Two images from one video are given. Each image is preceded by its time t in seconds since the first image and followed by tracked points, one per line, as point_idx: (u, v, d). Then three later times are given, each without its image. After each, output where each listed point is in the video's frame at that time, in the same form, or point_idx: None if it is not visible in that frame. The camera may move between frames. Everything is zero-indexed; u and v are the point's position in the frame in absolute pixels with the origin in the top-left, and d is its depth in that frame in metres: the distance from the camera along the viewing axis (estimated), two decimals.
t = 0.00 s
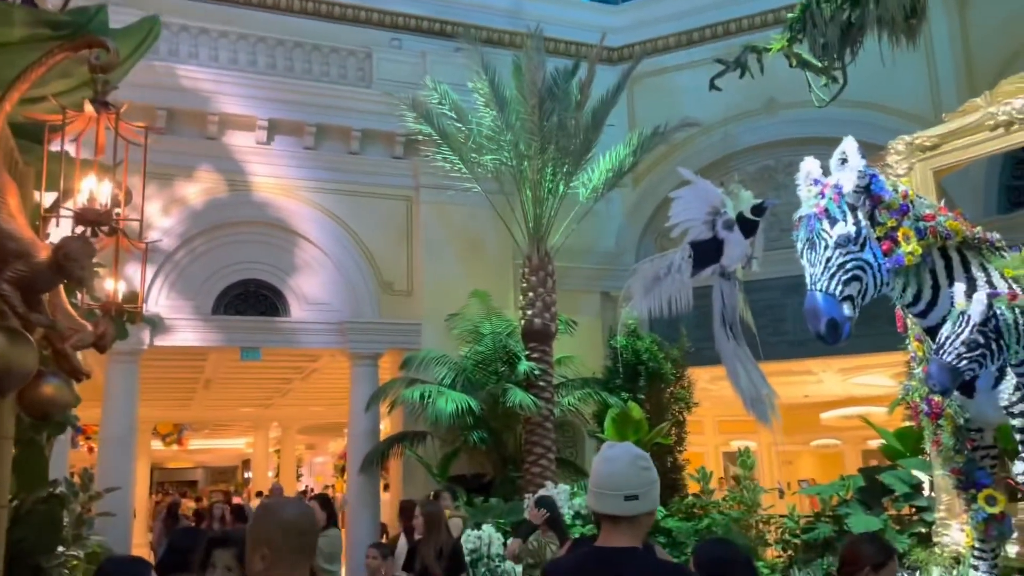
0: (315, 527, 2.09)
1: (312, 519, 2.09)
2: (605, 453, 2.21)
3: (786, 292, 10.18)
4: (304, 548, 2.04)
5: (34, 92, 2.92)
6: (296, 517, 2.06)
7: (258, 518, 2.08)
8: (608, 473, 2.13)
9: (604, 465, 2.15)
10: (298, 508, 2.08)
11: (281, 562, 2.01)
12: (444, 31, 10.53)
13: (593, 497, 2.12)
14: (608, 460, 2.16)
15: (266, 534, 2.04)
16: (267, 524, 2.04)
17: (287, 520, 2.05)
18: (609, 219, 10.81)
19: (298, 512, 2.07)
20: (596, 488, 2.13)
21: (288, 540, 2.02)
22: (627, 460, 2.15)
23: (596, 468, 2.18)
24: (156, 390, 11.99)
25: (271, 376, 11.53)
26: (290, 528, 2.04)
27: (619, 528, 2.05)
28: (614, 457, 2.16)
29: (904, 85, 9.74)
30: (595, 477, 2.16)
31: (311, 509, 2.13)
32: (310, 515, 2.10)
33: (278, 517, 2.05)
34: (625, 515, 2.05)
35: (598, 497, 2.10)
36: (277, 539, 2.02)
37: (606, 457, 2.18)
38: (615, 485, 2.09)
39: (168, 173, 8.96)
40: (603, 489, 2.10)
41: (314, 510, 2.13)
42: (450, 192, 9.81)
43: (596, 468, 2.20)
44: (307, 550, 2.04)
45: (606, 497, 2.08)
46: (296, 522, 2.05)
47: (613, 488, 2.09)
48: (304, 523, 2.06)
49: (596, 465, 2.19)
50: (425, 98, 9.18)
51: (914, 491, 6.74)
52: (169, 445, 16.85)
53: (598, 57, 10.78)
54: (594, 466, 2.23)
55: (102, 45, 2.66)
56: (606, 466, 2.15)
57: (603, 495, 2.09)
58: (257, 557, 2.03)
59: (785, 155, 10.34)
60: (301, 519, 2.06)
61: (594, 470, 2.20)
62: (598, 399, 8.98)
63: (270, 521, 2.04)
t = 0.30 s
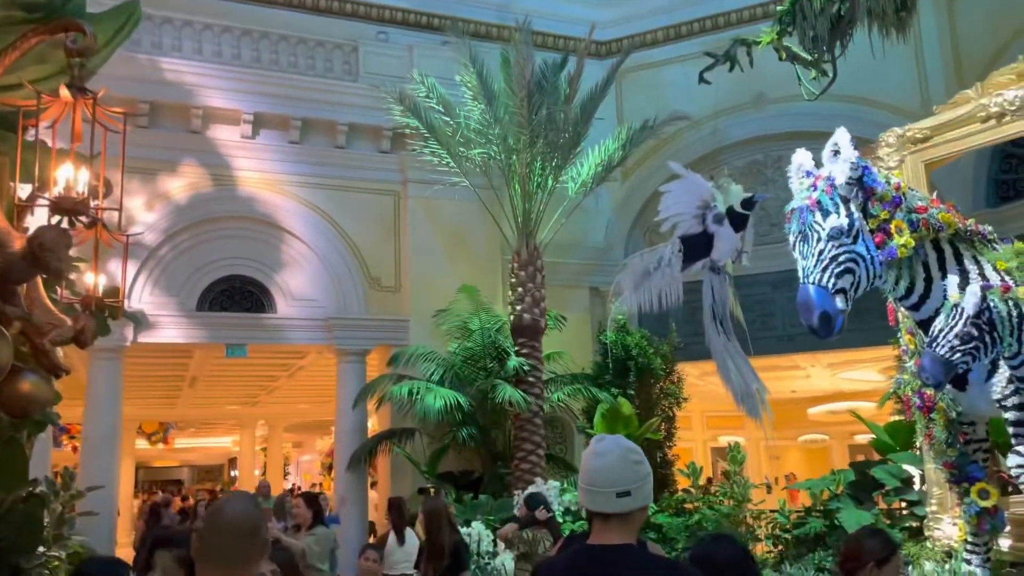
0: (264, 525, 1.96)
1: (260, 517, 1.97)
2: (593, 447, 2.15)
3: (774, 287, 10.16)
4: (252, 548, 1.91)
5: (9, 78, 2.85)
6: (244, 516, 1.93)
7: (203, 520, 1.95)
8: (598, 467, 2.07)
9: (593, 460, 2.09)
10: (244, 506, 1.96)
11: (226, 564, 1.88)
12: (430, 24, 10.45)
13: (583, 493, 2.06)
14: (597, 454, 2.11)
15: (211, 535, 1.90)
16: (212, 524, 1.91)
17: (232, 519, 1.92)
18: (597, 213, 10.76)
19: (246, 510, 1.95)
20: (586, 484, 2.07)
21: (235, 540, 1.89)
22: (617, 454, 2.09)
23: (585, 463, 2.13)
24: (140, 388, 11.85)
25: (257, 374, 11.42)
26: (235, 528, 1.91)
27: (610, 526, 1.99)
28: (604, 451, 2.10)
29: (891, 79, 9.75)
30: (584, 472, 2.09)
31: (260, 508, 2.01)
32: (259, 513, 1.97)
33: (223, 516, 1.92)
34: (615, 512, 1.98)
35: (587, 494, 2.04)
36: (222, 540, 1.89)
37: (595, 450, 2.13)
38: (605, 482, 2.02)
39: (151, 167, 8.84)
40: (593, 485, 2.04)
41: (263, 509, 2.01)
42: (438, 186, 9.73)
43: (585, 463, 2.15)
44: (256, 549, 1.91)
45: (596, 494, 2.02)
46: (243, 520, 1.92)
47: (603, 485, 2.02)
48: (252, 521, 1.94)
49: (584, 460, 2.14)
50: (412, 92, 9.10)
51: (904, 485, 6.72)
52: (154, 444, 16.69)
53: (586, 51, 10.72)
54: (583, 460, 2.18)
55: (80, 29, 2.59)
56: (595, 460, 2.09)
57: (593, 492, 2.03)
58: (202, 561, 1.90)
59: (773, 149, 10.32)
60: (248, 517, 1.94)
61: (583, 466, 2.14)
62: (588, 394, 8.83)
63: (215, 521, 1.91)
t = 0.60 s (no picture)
0: (219, 530, 1.98)
1: (215, 523, 1.98)
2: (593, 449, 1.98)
3: (770, 283, 10.09)
4: (205, 557, 1.92)
5: None
6: (197, 523, 1.95)
7: (156, 530, 1.97)
8: (604, 472, 1.90)
9: (600, 464, 1.92)
10: (198, 512, 1.98)
11: None
12: (423, 19, 10.37)
13: (586, 500, 1.90)
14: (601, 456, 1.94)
15: (163, 547, 1.92)
16: (164, 535, 1.93)
17: (185, 527, 1.94)
18: (592, 210, 10.68)
19: (200, 516, 1.97)
20: (590, 487, 1.90)
21: (187, 551, 1.90)
22: (627, 456, 1.93)
23: (585, 467, 1.95)
24: (131, 387, 11.75)
25: (249, 372, 11.32)
26: (187, 538, 1.92)
27: (614, 533, 1.84)
28: (612, 453, 1.93)
29: (887, 74, 9.69)
30: (587, 473, 1.93)
31: (216, 513, 2.03)
32: (215, 518, 1.99)
33: (175, 526, 1.93)
34: (624, 519, 1.84)
35: (595, 501, 1.87)
36: (174, 552, 1.90)
37: (599, 453, 1.95)
38: (615, 485, 1.86)
39: (141, 163, 8.73)
40: (602, 490, 1.87)
41: (218, 513, 2.03)
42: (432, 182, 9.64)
43: (581, 467, 1.98)
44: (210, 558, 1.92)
45: (604, 498, 1.86)
46: (196, 528, 1.93)
47: (612, 489, 1.87)
48: (207, 528, 1.95)
49: (583, 464, 1.97)
50: (405, 86, 9.00)
51: (902, 482, 6.68)
52: (146, 443, 16.58)
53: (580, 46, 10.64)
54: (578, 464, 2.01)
55: (60, 16, 2.50)
56: (600, 463, 1.92)
57: (599, 497, 1.87)
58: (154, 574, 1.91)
59: (769, 144, 10.28)
60: (201, 524, 1.95)
61: (580, 470, 1.97)
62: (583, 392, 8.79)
63: (168, 532, 1.93)
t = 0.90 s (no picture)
0: (201, 523, 1.96)
1: (196, 517, 1.96)
2: (598, 441, 1.86)
3: (761, 278, 10.07)
4: (188, 551, 1.90)
5: None
6: (179, 516, 1.92)
7: (135, 525, 1.94)
8: (612, 467, 1.78)
9: (609, 458, 1.80)
10: (179, 507, 1.95)
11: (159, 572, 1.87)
12: (413, 10, 10.27)
13: (589, 494, 1.78)
14: (609, 450, 1.82)
15: (144, 541, 1.88)
16: (146, 529, 1.90)
17: (168, 520, 1.91)
18: (583, 203, 10.63)
19: (181, 510, 1.94)
20: (595, 481, 1.79)
21: (170, 544, 1.88)
22: (637, 451, 1.82)
23: (588, 460, 1.83)
24: (117, 381, 11.63)
25: (236, 366, 11.22)
26: (170, 532, 1.89)
27: (618, 529, 1.74)
28: (620, 447, 1.82)
29: (878, 68, 9.68)
30: (590, 466, 1.81)
31: (197, 508, 2.01)
32: (196, 512, 1.97)
33: (155, 520, 1.90)
34: (630, 516, 1.74)
35: (601, 495, 1.76)
36: (158, 544, 1.88)
37: (606, 446, 1.83)
38: (623, 481, 1.76)
39: (126, 153, 8.62)
40: (609, 485, 1.76)
41: (198, 508, 2.01)
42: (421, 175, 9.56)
43: (583, 459, 1.85)
44: (194, 549, 1.91)
45: (609, 494, 1.75)
46: (179, 521, 1.91)
47: (617, 484, 1.76)
48: (189, 521, 1.93)
49: (586, 456, 1.84)
50: (394, 77, 8.92)
51: (893, 477, 6.65)
52: (133, 437, 16.43)
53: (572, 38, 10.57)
54: (577, 456, 1.88)
55: None
56: (606, 456, 1.81)
57: (604, 492, 1.76)
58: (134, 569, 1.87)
59: (761, 139, 10.25)
60: (185, 516, 1.93)
61: (581, 463, 1.85)
62: (573, 386, 8.78)
63: (149, 525, 1.90)
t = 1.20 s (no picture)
0: (218, 508, 1.82)
1: (214, 501, 1.82)
2: (602, 423, 1.82)
3: (744, 268, 10.08)
4: (207, 536, 1.76)
5: None
6: (198, 500, 1.79)
7: (149, 508, 1.79)
8: (617, 450, 1.74)
9: (614, 441, 1.77)
10: (198, 490, 1.81)
11: (178, 559, 1.72)
12: None
13: (592, 479, 1.74)
14: (614, 434, 1.78)
15: (162, 524, 1.74)
16: (162, 510, 1.75)
17: (185, 502, 1.77)
18: (568, 192, 10.58)
19: (199, 494, 1.80)
20: (598, 465, 1.75)
21: (189, 528, 1.74)
22: (643, 435, 1.78)
23: (591, 443, 1.79)
24: (94, 369, 11.49)
25: (216, 354, 11.11)
26: (190, 516, 1.75)
27: (621, 515, 1.70)
28: (625, 430, 1.78)
29: (863, 60, 9.69)
30: (593, 450, 1.77)
31: (213, 492, 1.86)
32: (213, 497, 1.83)
33: (172, 502, 1.76)
34: (635, 502, 1.71)
35: (604, 479, 1.72)
36: (175, 526, 1.73)
37: (612, 429, 1.79)
38: (628, 465, 1.72)
39: (103, 137, 8.47)
40: (612, 468, 1.72)
41: (215, 493, 1.86)
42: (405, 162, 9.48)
43: (585, 442, 1.81)
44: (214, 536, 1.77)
45: (613, 479, 1.71)
46: (198, 504, 1.77)
47: (623, 468, 1.72)
48: (207, 506, 1.79)
49: (589, 439, 1.80)
50: (377, 62, 8.81)
51: (874, 467, 6.69)
52: (109, 427, 16.24)
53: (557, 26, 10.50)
54: (579, 439, 1.84)
55: None
56: (610, 440, 1.77)
57: (608, 477, 1.72)
58: (152, 555, 1.73)
59: (745, 129, 10.26)
60: (204, 501, 1.79)
61: (583, 446, 1.81)
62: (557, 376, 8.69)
63: (166, 507, 1.76)
